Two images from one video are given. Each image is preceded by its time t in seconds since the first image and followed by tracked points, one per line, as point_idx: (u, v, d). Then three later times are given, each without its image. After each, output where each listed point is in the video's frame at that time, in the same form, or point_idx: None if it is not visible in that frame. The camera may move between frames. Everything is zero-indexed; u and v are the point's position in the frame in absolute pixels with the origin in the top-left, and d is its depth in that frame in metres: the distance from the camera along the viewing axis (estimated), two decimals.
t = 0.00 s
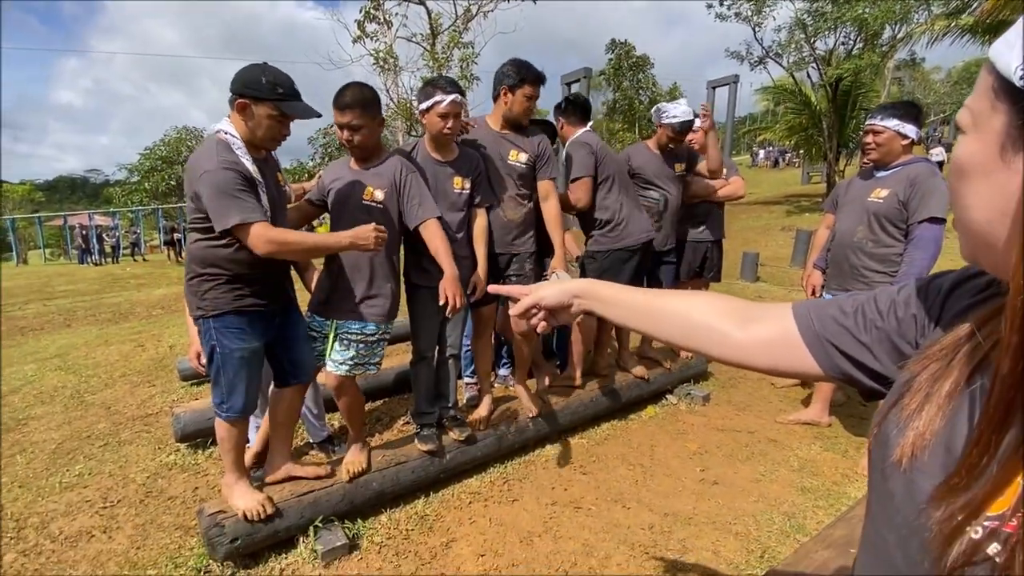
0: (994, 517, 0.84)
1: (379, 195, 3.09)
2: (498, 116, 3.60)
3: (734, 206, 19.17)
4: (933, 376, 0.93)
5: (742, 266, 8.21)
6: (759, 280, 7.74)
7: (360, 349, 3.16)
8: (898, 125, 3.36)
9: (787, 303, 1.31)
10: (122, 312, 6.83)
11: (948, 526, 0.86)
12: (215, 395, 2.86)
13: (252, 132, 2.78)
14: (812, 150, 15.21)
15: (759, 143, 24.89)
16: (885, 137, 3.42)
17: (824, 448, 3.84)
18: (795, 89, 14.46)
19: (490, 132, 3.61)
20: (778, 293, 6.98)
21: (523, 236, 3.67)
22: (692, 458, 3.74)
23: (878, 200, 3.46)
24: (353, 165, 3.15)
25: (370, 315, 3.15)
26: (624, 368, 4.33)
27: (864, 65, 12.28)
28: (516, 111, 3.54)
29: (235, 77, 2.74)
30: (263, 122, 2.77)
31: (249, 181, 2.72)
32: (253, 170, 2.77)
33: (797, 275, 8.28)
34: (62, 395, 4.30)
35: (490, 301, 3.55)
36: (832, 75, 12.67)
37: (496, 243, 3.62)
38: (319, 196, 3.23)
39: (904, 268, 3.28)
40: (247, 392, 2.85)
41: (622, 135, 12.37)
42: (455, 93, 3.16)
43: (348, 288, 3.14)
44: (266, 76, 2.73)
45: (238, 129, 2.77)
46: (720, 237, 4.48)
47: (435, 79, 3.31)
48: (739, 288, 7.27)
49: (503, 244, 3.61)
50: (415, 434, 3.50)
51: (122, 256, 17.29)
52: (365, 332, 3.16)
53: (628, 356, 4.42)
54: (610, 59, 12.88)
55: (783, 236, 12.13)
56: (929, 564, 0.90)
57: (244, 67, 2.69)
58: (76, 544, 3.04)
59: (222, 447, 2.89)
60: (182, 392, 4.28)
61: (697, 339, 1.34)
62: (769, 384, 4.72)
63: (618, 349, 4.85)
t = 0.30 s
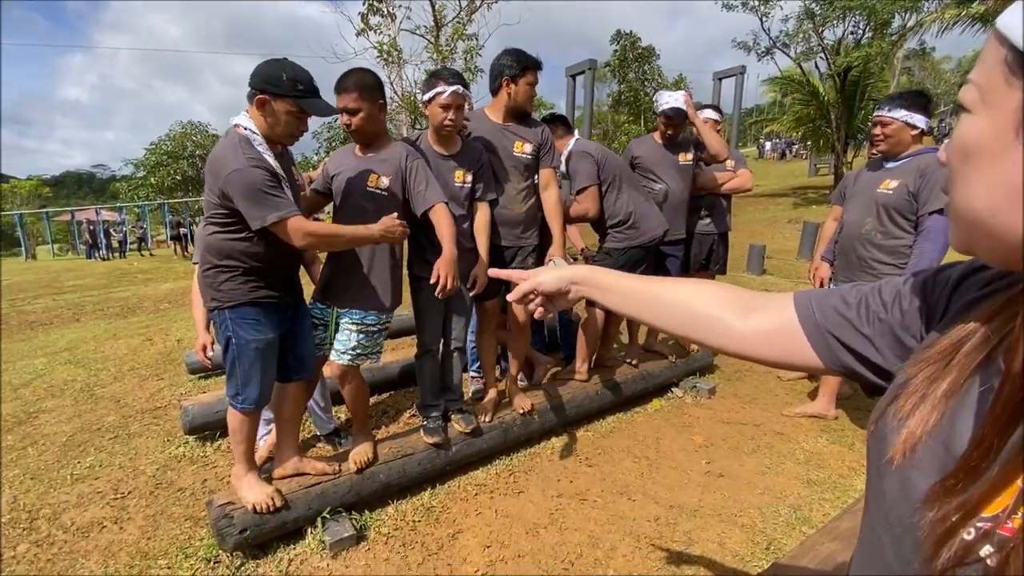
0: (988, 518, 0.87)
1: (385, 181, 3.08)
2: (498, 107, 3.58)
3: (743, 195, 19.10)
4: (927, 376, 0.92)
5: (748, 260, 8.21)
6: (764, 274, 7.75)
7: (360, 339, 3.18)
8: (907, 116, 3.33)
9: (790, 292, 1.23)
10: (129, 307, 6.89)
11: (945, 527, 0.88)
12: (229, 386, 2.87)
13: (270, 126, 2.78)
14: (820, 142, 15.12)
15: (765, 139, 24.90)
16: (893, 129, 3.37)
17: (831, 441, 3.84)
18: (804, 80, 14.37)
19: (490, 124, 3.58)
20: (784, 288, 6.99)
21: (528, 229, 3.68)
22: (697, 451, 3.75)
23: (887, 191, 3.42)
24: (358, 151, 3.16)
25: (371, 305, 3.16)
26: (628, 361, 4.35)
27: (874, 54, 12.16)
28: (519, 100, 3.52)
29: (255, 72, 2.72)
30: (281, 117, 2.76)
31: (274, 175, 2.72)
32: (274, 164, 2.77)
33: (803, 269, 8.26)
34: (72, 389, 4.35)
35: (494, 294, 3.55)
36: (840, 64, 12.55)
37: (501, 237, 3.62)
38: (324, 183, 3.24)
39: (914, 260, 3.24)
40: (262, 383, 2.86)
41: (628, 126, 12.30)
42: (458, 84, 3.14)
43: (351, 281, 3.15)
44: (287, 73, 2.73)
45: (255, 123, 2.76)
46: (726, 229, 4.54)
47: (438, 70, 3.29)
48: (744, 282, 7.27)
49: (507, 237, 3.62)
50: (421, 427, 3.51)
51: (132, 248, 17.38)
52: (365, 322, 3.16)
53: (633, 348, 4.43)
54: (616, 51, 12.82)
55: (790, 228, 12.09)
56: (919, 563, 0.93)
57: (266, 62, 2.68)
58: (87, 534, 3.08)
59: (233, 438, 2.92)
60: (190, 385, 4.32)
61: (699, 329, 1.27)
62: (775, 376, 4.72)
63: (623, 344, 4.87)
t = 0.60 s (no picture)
0: (981, 532, 0.83)
1: (380, 163, 3.08)
2: (504, 102, 3.57)
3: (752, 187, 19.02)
4: (928, 386, 0.89)
5: (753, 256, 8.22)
6: (769, 270, 7.76)
7: (375, 328, 3.18)
8: (913, 111, 3.29)
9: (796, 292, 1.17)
10: (137, 303, 6.93)
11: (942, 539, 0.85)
12: (235, 382, 2.87)
13: (272, 120, 2.79)
14: (827, 133, 15.03)
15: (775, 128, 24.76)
16: (899, 124, 3.35)
17: (836, 437, 3.84)
18: (810, 72, 14.29)
19: (495, 119, 3.57)
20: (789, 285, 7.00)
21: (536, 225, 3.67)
22: (702, 447, 3.76)
23: (894, 187, 3.39)
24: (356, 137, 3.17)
25: (385, 295, 3.17)
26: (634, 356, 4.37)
27: (883, 46, 12.07)
28: (526, 95, 3.50)
29: (247, 67, 2.71)
30: (285, 109, 2.78)
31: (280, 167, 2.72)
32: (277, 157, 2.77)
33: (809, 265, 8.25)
34: (81, 384, 4.41)
35: (499, 292, 3.56)
36: (847, 57, 12.46)
37: (507, 232, 3.61)
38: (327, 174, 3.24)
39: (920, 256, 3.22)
40: (268, 379, 2.87)
41: (634, 122, 12.24)
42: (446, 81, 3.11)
43: (359, 272, 3.13)
44: (279, 63, 2.73)
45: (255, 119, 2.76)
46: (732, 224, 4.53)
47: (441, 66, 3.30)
48: (749, 279, 7.28)
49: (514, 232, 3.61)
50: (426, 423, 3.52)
51: (142, 241, 17.50)
52: (378, 312, 3.17)
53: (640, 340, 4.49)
54: (622, 43, 12.78)
55: (796, 222, 12.04)
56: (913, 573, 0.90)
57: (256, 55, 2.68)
58: (99, 528, 3.12)
59: (239, 433, 2.91)
60: (198, 380, 4.37)
61: (700, 328, 1.21)
62: (780, 371, 4.73)
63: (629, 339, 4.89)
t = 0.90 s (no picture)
0: (989, 543, 0.81)
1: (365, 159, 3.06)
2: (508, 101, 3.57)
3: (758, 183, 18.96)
4: (937, 389, 0.84)
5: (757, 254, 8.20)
6: (773, 268, 7.75)
7: (381, 324, 3.14)
8: (919, 108, 3.28)
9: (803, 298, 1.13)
10: (142, 302, 6.96)
11: (951, 549, 0.82)
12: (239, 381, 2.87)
13: (262, 111, 2.79)
14: (831, 130, 14.95)
15: (782, 124, 24.68)
16: (905, 120, 3.34)
17: (840, 435, 3.83)
18: (815, 69, 14.23)
19: (501, 117, 3.57)
20: (793, 283, 7.00)
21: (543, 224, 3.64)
22: (706, 445, 3.76)
23: (900, 184, 3.37)
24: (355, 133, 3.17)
25: (389, 290, 3.13)
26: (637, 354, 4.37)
27: (888, 42, 12.03)
28: (516, 97, 3.48)
29: (231, 61, 2.72)
30: (273, 97, 2.79)
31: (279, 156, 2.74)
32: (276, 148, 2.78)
33: (813, 262, 8.24)
34: (88, 383, 4.44)
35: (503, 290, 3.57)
36: (852, 53, 12.42)
37: (510, 230, 3.57)
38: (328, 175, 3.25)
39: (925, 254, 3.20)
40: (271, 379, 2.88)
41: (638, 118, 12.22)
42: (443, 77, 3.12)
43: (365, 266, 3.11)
44: (260, 52, 2.73)
45: (248, 112, 2.77)
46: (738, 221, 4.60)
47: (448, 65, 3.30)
48: (752, 278, 7.27)
49: (517, 230, 3.56)
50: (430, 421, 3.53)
51: (149, 240, 17.59)
52: (382, 308, 3.14)
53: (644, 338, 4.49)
54: (625, 40, 12.78)
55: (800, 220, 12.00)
56: None
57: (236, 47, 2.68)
58: (106, 526, 3.14)
59: (243, 432, 2.91)
60: (203, 379, 4.39)
61: (704, 335, 1.17)
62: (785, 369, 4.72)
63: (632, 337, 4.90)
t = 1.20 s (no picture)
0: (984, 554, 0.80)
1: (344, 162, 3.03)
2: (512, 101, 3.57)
3: (762, 182, 18.92)
4: (941, 398, 0.83)
5: (760, 253, 8.19)
6: (777, 267, 7.73)
7: (376, 326, 3.13)
8: (924, 106, 3.26)
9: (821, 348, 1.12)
10: (146, 303, 6.98)
11: (949, 561, 0.81)
12: (256, 381, 2.88)
13: (267, 111, 2.80)
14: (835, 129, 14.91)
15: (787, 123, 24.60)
16: (910, 120, 3.31)
17: (844, 435, 3.81)
18: (820, 67, 14.18)
19: (506, 117, 3.57)
20: (796, 283, 6.98)
21: (546, 224, 3.62)
22: (709, 445, 3.75)
23: (904, 183, 3.35)
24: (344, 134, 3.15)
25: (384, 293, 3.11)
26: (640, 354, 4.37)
27: (892, 41, 11.98)
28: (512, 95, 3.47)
29: (233, 64, 2.73)
30: (276, 95, 2.79)
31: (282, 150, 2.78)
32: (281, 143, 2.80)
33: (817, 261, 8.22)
34: (92, 383, 4.46)
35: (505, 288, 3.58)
36: (857, 51, 12.38)
37: (512, 230, 3.55)
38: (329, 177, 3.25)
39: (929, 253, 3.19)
40: (288, 377, 2.89)
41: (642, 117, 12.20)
42: (440, 78, 3.15)
43: (362, 265, 3.09)
44: (258, 52, 2.72)
45: (254, 112, 2.78)
46: (738, 221, 4.68)
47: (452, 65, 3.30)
48: (755, 277, 7.26)
49: (520, 231, 3.54)
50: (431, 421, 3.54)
51: (156, 241, 17.67)
52: (379, 310, 3.12)
53: (646, 338, 4.48)
54: (629, 39, 12.76)
55: (804, 219, 11.97)
56: None
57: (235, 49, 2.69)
58: (110, 525, 3.15)
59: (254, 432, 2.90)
60: (207, 379, 4.41)
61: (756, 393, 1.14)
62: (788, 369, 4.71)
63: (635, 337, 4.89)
